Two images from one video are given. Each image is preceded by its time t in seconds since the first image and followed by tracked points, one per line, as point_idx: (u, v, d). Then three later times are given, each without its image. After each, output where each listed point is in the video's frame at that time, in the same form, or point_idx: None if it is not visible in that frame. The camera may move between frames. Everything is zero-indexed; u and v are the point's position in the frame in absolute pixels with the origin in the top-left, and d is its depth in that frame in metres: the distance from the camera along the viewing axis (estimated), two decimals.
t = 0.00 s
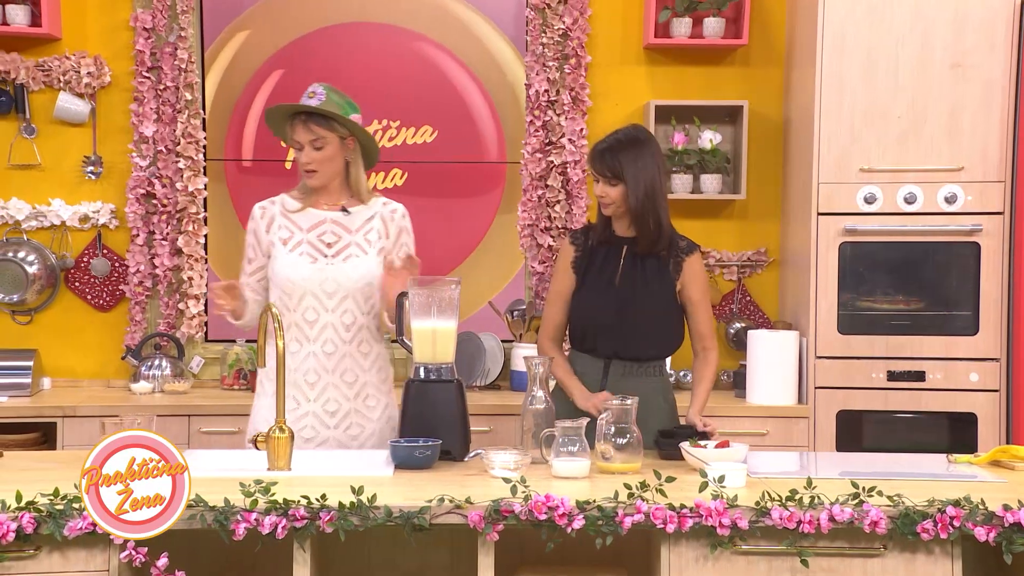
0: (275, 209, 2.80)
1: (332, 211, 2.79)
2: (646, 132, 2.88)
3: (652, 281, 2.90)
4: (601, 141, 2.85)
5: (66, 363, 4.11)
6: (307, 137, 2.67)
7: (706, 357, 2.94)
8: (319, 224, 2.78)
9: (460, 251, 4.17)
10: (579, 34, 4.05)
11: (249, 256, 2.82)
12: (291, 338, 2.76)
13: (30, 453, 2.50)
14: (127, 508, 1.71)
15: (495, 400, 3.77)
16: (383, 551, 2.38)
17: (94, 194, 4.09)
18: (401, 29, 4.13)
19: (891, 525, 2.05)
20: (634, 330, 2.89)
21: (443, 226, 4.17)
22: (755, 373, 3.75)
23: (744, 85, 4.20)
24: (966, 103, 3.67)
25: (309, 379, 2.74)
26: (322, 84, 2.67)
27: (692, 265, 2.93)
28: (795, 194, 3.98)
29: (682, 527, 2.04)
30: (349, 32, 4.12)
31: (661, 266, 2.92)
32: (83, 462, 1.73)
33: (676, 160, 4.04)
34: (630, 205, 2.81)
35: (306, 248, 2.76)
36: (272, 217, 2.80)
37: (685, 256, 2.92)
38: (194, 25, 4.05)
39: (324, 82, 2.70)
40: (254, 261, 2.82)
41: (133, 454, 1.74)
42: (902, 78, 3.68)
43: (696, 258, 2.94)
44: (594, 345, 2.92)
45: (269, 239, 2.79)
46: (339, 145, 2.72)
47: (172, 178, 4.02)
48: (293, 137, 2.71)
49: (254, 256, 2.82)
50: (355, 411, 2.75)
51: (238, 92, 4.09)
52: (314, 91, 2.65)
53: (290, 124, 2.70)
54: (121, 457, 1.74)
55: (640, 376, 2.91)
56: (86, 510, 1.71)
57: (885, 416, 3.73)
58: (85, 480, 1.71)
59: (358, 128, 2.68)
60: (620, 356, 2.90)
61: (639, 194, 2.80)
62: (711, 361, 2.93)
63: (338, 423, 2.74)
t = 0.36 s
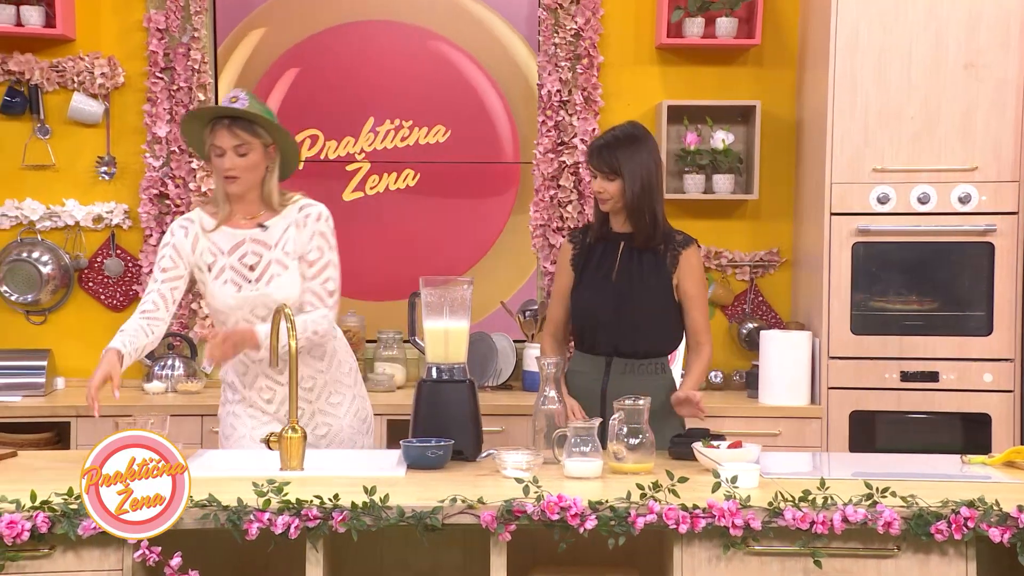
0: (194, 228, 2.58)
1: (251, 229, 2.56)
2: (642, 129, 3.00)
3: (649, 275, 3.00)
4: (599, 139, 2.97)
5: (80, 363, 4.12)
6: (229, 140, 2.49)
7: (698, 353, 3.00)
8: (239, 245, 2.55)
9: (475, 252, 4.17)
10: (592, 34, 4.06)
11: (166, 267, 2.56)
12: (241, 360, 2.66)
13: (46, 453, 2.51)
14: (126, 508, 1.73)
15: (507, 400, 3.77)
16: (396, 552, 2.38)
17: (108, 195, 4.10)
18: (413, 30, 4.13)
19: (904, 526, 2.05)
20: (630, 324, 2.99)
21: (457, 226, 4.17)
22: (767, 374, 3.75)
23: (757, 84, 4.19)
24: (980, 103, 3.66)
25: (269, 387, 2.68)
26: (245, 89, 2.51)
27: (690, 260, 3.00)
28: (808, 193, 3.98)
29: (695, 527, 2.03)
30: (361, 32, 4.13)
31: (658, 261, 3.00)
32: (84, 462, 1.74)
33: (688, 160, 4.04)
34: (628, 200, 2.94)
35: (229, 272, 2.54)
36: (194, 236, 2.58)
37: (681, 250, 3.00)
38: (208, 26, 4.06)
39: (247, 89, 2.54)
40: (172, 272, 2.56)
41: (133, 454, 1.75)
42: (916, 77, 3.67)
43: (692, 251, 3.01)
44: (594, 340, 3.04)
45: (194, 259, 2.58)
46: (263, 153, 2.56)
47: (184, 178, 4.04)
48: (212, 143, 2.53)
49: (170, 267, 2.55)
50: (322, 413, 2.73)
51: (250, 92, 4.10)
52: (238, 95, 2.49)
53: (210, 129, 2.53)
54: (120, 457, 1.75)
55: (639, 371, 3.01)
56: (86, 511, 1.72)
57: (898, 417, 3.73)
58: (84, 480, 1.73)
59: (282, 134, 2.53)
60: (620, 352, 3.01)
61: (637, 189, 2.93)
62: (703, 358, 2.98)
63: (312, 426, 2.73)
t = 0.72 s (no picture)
0: (175, 266, 2.54)
1: (229, 263, 2.55)
2: (655, 128, 2.97)
3: (665, 274, 2.98)
4: (612, 138, 2.95)
5: (107, 363, 4.15)
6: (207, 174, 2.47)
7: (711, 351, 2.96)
8: (222, 283, 2.54)
9: (503, 253, 4.17)
10: (616, 35, 4.06)
11: (156, 303, 2.52)
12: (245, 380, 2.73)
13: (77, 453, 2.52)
14: (125, 508, 1.90)
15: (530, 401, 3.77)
16: (422, 552, 2.38)
17: (134, 196, 4.12)
18: (438, 31, 4.14)
19: (932, 528, 2.04)
20: (649, 325, 2.98)
21: (484, 227, 4.17)
22: (791, 375, 3.74)
23: (782, 85, 4.18)
24: (1008, 102, 3.64)
25: (277, 404, 2.74)
26: (216, 122, 2.49)
27: (706, 257, 2.98)
28: (833, 194, 3.96)
29: (720, 529, 2.03)
30: (386, 34, 4.14)
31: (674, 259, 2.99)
32: (85, 463, 1.92)
33: (712, 162, 4.04)
34: (643, 198, 2.92)
35: (216, 311, 2.55)
36: (177, 274, 2.54)
37: (697, 246, 2.98)
38: (233, 28, 4.08)
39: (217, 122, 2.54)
40: (164, 307, 2.53)
41: (133, 454, 1.93)
42: (943, 76, 3.65)
43: (709, 247, 2.99)
44: (615, 340, 3.04)
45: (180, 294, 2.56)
46: (239, 185, 2.54)
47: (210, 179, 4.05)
48: (188, 177, 2.50)
49: (159, 304, 2.52)
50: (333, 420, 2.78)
51: (276, 94, 4.12)
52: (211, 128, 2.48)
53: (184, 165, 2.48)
54: (120, 457, 1.92)
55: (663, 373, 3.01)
56: (87, 510, 1.90)
57: (923, 419, 3.70)
58: (85, 480, 1.90)
59: (259, 164, 2.54)
60: (645, 352, 3.01)
61: (652, 188, 2.91)
62: (717, 356, 2.95)
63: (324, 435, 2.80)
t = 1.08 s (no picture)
0: (189, 259, 2.61)
1: (245, 257, 2.60)
2: (675, 128, 2.96)
3: (685, 275, 2.98)
4: (633, 139, 2.94)
5: (122, 364, 4.16)
6: (224, 168, 2.53)
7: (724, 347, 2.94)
8: (236, 276, 2.59)
9: (519, 254, 4.17)
10: (630, 36, 4.06)
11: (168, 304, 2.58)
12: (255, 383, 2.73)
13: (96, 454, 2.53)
14: (126, 508, 1.90)
15: (545, 402, 3.77)
16: (438, 553, 2.38)
17: (149, 198, 4.14)
18: (453, 32, 4.14)
19: (948, 530, 2.03)
20: (670, 325, 3.00)
21: (499, 228, 4.17)
22: (806, 377, 3.73)
23: (798, 86, 4.17)
24: None
25: (287, 402, 2.74)
26: (234, 116, 2.57)
27: (725, 256, 2.95)
28: (848, 194, 3.95)
29: (736, 530, 2.02)
30: (401, 35, 4.14)
31: (694, 259, 2.98)
32: (85, 463, 1.91)
33: (726, 163, 4.04)
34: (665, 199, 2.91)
35: (230, 305, 2.59)
36: (190, 268, 2.60)
37: (716, 245, 2.96)
38: (248, 30, 4.09)
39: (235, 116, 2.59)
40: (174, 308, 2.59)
41: (134, 455, 1.92)
42: (959, 77, 3.64)
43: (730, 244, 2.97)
44: (638, 340, 3.06)
45: (194, 290, 2.62)
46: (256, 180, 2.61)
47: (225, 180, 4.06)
48: (206, 170, 2.56)
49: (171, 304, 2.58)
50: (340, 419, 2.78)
51: (291, 96, 4.13)
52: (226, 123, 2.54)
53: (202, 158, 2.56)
54: (121, 457, 1.92)
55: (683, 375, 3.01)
56: (88, 509, 1.90)
57: (939, 421, 3.69)
58: (86, 480, 1.90)
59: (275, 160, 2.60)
60: (667, 352, 3.02)
61: (674, 188, 2.90)
62: (728, 355, 2.93)
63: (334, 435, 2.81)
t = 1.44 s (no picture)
0: (229, 221, 2.76)
1: (286, 222, 2.75)
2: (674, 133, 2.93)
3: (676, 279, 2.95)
4: (630, 139, 2.90)
5: (133, 364, 4.17)
6: (277, 139, 2.67)
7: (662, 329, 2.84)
8: (274, 239, 2.73)
9: (533, 255, 4.17)
10: (641, 36, 4.06)
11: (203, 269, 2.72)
12: (269, 356, 2.75)
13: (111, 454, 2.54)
14: (126, 508, 1.91)
15: (556, 402, 3.77)
16: (451, 554, 2.38)
17: (162, 198, 4.15)
18: (465, 31, 4.14)
19: (961, 532, 2.02)
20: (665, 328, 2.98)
21: (512, 229, 4.18)
22: (818, 376, 3.72)
23: (810, 86, 4.17)
24: None
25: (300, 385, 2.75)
26: (285, 86, 2.68)
27: (703, 256, 2.89)
28: (861, 194, 3.94)
29: (747, 531, 2.02)
30: (412, 34, 4.14)
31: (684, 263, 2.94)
32: (85, 463, 1.92)
33: (738, 163, 4.04)
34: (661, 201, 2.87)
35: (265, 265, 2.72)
36: (227, 229, 2.75)
37: (703, 244, 2.91)
38: (260, 31, 4.10)
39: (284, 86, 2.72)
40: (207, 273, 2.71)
41: (134, 456, 1.94)
42: (972, 76, 3.63)
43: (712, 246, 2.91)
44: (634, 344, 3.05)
45: (227, 252, 2.74)
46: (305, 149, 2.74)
47: (237, 180, 4.07)
48: (257, 139, 2.69)
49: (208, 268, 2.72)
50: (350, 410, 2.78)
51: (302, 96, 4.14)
52: (279, 94, 2.67)
53: (255, 127, 2.69)
54: (121, 458, 1.93)
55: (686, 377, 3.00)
56: (88, 510, 1.90)
57: (950, 421, 3.68)
58: (85, 480, 1.90)
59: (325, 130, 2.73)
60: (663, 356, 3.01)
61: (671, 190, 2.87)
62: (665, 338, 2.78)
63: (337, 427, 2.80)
